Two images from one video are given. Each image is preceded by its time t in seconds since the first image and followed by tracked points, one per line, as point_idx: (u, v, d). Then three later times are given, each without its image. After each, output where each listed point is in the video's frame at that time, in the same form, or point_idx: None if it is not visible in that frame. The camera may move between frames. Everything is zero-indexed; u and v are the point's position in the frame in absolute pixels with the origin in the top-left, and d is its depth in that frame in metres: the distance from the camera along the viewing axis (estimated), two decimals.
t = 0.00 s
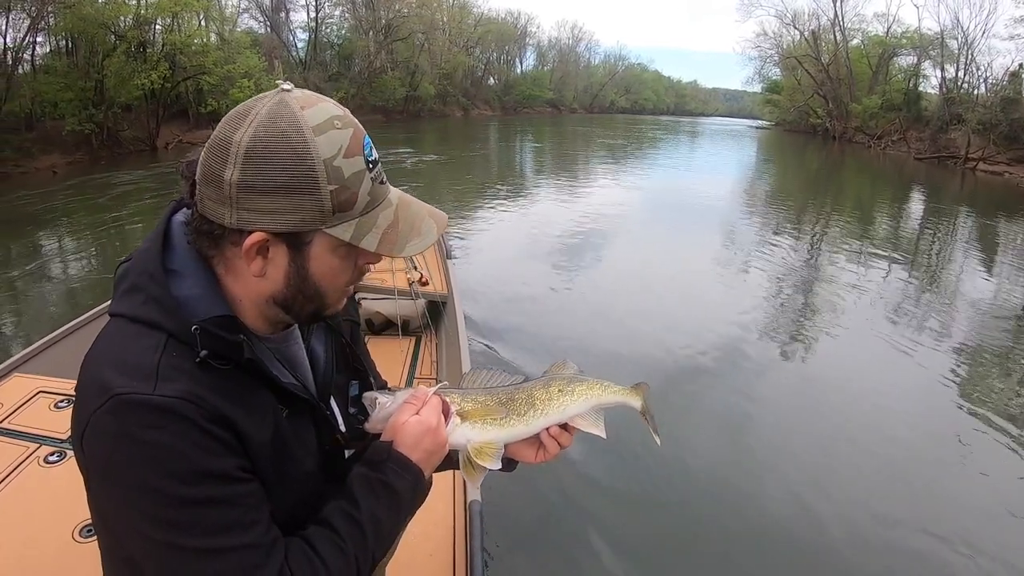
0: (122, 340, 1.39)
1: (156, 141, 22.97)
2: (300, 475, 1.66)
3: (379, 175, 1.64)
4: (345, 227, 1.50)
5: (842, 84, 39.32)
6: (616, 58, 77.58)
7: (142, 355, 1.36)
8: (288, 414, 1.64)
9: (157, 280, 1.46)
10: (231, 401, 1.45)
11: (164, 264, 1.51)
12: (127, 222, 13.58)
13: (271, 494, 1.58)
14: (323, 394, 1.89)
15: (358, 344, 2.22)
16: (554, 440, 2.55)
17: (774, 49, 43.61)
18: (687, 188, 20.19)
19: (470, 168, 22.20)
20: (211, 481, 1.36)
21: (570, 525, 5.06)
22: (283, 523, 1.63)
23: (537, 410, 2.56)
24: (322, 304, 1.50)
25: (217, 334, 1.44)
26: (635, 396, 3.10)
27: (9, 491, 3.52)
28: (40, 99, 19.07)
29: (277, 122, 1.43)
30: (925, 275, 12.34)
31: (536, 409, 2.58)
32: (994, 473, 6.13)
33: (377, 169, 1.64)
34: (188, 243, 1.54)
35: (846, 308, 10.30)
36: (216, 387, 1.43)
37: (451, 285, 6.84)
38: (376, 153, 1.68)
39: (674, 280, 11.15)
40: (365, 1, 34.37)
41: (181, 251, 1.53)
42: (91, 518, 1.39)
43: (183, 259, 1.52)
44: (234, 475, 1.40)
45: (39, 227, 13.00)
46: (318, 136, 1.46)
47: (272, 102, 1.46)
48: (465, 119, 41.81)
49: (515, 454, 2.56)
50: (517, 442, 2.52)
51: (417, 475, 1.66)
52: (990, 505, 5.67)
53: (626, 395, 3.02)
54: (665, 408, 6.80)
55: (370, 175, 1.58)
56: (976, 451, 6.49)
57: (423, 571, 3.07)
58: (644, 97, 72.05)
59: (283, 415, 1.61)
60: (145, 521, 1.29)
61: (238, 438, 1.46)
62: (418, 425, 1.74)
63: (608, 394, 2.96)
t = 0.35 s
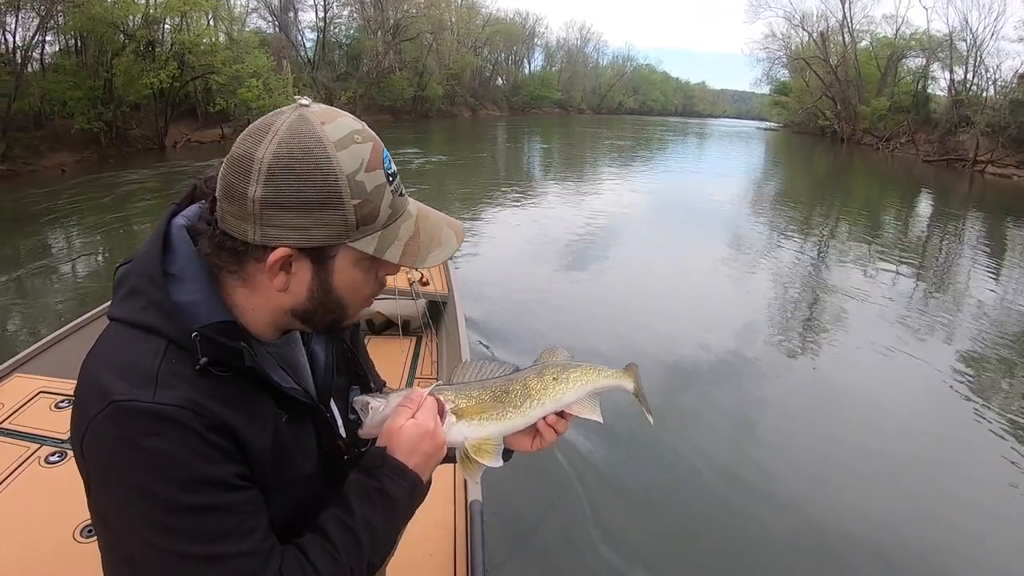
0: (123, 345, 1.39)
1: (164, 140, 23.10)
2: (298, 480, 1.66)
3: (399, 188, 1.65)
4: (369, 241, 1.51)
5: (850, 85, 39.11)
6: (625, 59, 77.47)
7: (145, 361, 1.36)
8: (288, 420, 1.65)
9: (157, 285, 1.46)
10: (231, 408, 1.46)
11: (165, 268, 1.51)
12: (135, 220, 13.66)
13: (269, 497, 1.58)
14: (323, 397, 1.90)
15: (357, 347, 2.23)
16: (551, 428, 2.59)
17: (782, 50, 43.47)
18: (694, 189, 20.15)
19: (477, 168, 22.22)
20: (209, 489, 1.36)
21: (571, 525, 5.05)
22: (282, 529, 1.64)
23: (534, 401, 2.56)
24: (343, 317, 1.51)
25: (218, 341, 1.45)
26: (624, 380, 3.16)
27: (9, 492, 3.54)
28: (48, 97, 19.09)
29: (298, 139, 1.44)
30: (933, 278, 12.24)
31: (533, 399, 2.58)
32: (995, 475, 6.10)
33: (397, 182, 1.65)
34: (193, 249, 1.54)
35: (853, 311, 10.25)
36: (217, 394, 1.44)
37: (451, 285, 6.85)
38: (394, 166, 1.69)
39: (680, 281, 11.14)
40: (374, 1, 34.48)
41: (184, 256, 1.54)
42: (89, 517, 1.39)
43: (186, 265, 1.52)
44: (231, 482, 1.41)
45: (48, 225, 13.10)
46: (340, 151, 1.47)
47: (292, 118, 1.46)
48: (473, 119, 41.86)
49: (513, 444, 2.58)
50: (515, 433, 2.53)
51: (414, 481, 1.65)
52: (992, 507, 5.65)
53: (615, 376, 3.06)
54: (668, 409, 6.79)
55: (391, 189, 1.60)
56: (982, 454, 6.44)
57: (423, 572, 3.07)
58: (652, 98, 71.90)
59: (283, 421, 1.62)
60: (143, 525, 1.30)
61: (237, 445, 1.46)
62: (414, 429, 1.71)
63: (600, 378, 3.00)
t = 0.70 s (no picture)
0: (125, 347, 1.40)
1: (172, 139, 23.24)
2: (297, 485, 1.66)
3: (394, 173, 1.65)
4: (361, 221, 1.51)
5: (859, 87, 38.93)
6: (633, 60, 77.32)
7: (145, 362, 1.37)
8: (288, 423, 1.65)
9: (161, 286, 1.46)
10: (232, 412, 1.46)
11: (167, 267, 1.51)
12: (144, 219, 13.74)
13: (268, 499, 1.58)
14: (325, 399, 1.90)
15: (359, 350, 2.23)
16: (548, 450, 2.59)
17: (791, 52, 43.31)
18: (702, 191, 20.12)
19: (483, 168, 22.25)
20: (205, 492, 1.37)
21: (572, 525, 5.05)
22: (279, 535, 1.64)
23: (534, 423, 2.57)
24: (339, 305, 1.50)
25: (221, 343, 1.45)
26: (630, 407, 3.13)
27: (10, 491, 3.57)
28: (57, 96, 19.22)
29: (293, 120, 1.46)
30: (941, 281, 12.15)
31: (534, 419, 2.58)
32: (999, 477, 6.07)
33: (392, 167, 1.65)
34: (197, 249, 1.56)
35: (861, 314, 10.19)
36: (218, 396, 1.44)
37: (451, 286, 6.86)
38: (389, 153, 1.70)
39: (687, 282, 11.11)
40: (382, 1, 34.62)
41: (187, 254, 1.54)
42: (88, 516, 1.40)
43: (188, 263, 1.53)
44: (229, 486, 1.41)
45: (56, 223, 13.20)
46: (333, 131, 1.49)
47: (288, 102, 1.50)
48: (481, 120, 41.91)
49: (508, 462, 2.58)
50: (514, 451, 2.52)
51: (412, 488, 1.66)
52: (995, 509, 5.63)
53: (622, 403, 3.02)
54: (672, 409, 6.78)
55: (384, 172, 1.60)
56: (988, 458, 6.39)
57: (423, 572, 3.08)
58: (660, 100, 71.76)
59: (284, 426, 1.62)
60: (137, 526, 1.30)
61: (235, 449, 1.46)
62: (414, 442, 1.73)
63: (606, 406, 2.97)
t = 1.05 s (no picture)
0: (105, 326, 1.39)
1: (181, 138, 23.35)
2: (289, 468, 1.62)
3: (349, 139, 1.66)
4: (311, 176, 1.50)
5: (867, 88, 38.75)
6: (641, 60, 77.15)
7: (123, 338, 1.35)
8: (276, 406, 1.62)
9: (141, 269, 1.48)
10: (214, 383, 1.44)
11: (147, 252, 1.53)
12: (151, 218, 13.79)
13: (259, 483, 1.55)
14: (313, 391, 1.88)
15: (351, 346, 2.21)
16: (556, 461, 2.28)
17: (800, 52, 43.13)
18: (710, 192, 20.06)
19: (490, 168, 22.27)
20: (190, 463, 1.33)
21: (574, 525, 5.03)
22: (275, 513, 1.60)
23: (560, 425, 2.26)
24: (295, 272, 1.48)
25: (199, 316, 1.44)
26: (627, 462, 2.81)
27: (10, 490, 3.56)
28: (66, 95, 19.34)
29: (247, 88, 1.51)
30: (950, 284, 12.06)
31: (561, 420, 2.27)
32: (1002, 480, 6.04)
33: (346, 133, 1.66)
34: (173, 231, 1.57)
35: (868, 316, 10.14)
36: (199, 369, 1.43)
37: (451, 285, 6.86)
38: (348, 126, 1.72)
39: (694, 283, 11.07)
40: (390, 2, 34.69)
41: (164, 237, 1.56)
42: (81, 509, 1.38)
43: (166, 247, 1.54)
44: (215, 457, 1.37)
45: (65, 222, 13.29)
46: (283, 94, 1.51)
47: (244, 77, 1.55)
48: (488, 120, 41.94)
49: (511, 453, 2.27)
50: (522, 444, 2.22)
51: (419, 451, 1.57)
52: (1002, 514, 5.58)
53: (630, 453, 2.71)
54: (677, 412, 6.73)
55: (336, 136, 1.61)
56: (997, 462, 6.33)
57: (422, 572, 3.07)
58: (667, 100, 71.60)
59: (270, 406, 1.59)
60: (122, 501, 1.26)
61: (219, 421, 1.43)
62: (429, 406, 1.64)
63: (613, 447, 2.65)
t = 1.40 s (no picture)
0: (98, 301, 1.43)
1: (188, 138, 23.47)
2: (273, 460, 1.60)
3: (331, 125, 1.71)
4: (285, 143, 1.55)
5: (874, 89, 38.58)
6: (648, 60, 77.03)
7: (114, 309, 1.38)
8: (262, 391, 1.62)
9: (137, 252, 1.54)
10: (197, 354, 1.45)
11: (147, 240, 1.61)
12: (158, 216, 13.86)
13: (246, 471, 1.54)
14: (307, 385, 1.89)
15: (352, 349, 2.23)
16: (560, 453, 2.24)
17: (807, 53, 42.95)
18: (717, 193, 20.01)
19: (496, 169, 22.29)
20: (168, 430, 1.31)
21: (573, 525, 5.02)
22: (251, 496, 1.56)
23: (566, 418, 2.25)
24: (267, 241, 1.53)
25: (188, 295, 1.48)
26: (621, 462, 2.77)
27: (11, 489, 3.59)
28: (74, 94, 19.45)
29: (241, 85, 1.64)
30: (957, 286, 11.99)
31: (569, 412, 2.27)
32: (1006, 482, 6.01)
33: (329, 121, 1.72)
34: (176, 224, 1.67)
35: (875, 317, 10.10)
36: (184, 340, 1.45)
37: (452, 286, 6.90)
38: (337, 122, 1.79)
39: (699, 285, 11.05)
40: (398, 2, 34.73)
41: (165, 229, 1.65)
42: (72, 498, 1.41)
43: (166, 238, 1.62)
44: (193, 425, 1.35)
45: (73, 220, 13.38)
46: (269, 83, 1.63)
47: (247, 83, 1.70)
48: (496, 120, 41.97)
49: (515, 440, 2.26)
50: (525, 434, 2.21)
51: (404, 433, 1.46)
52: (1007, 517, 5.54)
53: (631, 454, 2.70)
54: (680, 412, 6.73)
55: (317, 119, 1.66)
56: (1002, 466, 6.29)
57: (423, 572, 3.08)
58: (675, 100, 71.45)
59: (255, 391, 1.58)
60: (107, 469, 1.26)
61: (202, 395, 1.43)
62: (424, 395, 1.52)
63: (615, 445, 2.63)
